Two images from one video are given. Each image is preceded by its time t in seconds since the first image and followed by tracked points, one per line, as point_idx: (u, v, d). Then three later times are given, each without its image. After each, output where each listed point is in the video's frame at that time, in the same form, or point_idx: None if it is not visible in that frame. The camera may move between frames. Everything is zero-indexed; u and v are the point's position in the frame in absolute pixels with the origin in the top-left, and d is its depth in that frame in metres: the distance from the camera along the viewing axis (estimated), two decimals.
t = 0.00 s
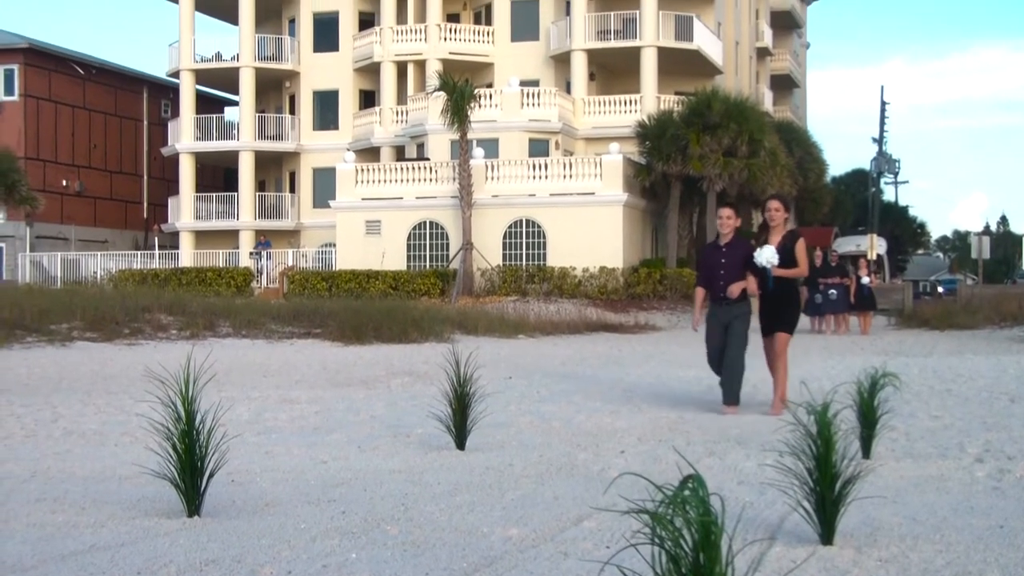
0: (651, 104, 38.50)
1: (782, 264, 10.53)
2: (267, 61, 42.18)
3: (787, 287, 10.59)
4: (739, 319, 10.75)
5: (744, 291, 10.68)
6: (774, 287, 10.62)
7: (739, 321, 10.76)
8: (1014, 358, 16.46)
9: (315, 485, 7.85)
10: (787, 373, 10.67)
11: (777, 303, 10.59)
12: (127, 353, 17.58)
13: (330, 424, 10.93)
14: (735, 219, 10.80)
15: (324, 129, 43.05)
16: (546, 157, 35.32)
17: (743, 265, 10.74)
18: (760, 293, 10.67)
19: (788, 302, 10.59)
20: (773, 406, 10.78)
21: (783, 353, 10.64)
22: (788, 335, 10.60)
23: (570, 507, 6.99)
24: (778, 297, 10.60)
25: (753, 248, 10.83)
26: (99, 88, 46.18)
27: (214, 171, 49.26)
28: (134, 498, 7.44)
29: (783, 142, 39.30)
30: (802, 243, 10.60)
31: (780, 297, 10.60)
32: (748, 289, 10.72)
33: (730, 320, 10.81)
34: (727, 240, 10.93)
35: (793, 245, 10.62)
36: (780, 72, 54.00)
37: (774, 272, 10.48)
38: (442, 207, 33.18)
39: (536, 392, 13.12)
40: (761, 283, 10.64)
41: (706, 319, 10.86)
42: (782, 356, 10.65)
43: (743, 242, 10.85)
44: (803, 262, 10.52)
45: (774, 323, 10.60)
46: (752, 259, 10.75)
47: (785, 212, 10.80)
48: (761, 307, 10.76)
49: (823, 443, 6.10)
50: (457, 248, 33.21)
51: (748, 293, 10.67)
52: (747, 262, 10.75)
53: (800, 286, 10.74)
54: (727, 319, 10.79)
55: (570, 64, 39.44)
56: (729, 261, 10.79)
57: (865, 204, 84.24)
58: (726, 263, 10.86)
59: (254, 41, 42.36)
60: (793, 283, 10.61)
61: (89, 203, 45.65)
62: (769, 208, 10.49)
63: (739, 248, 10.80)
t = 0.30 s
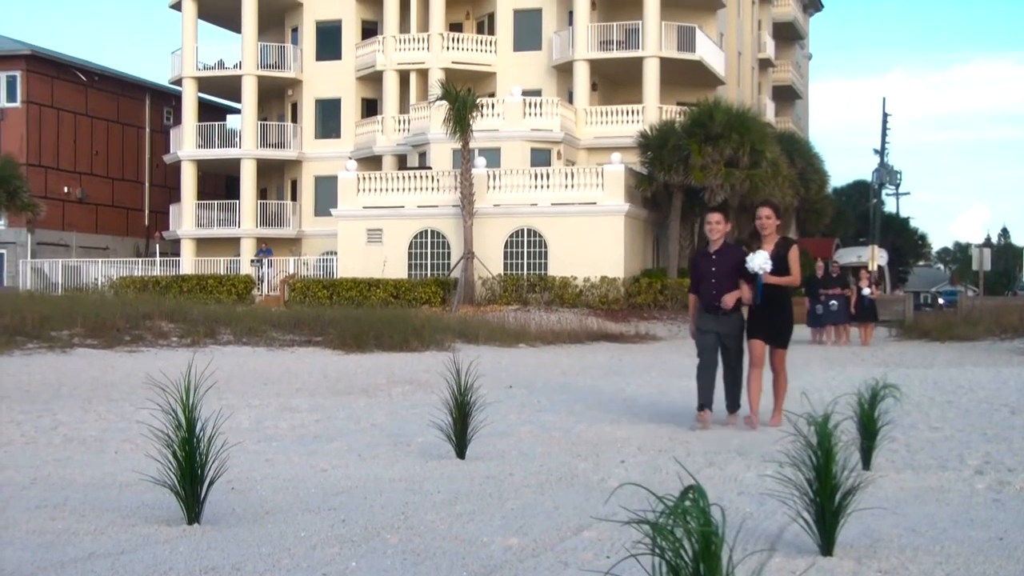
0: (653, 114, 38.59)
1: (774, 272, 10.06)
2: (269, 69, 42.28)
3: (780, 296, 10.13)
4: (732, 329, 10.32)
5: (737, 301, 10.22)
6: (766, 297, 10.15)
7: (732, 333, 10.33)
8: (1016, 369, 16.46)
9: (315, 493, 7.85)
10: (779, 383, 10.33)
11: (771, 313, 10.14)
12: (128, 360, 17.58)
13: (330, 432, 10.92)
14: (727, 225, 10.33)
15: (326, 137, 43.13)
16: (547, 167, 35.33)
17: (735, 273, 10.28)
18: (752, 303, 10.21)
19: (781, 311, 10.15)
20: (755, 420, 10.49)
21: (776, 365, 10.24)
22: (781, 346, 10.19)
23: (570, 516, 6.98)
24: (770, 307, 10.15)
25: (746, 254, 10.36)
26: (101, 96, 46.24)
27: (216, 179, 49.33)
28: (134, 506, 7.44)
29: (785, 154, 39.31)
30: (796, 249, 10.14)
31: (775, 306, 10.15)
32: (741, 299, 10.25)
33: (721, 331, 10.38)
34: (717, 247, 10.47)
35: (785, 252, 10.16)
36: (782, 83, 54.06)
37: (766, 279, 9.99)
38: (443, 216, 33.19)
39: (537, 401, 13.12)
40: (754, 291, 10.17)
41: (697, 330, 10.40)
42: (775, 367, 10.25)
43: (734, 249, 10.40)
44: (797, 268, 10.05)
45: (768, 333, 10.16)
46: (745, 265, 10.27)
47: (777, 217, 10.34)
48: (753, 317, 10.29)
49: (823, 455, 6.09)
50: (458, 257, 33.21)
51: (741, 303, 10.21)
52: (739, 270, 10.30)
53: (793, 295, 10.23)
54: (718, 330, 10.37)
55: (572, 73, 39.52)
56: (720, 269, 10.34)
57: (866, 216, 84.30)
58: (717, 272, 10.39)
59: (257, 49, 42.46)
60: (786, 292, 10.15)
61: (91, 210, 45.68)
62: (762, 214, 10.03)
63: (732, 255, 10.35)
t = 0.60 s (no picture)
0: (654, 111, 38.57)
1: (768, 266, 9.79)
2: (271, 67, 42.28)
3: (773, 289, 9.85)
4: (722, 324, 10.02)
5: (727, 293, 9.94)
6: (760, 293, 9.84)
7: (722, 326, 10.02)
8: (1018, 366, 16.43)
9: (318, 490, 7.85)
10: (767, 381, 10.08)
11: (763, 307, 9.83)
12: (131, 357, 17.61)
13: (333, 429, 10.94)
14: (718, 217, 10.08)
15: (327, 135, 43.12)
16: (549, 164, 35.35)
17: (726, 265, 10.01)
18: (743, 297, 9.91)
19: (775, 305, 9.84)
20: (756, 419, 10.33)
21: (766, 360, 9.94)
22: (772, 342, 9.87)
23: (574, 512, 6.99)
24: (764, 302, 9.84)
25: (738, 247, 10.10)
26: (103, 93, 46.26)
27: (218, 177, 49.35)
28: (137, 502, 7.44)
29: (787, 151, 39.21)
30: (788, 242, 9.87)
31: (767, 301, 9.84)
32: (732, 291, 9.96)
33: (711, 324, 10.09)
34: (708, 239, 10.20)
35: (777, 244, 9.90)
36: (785, 79, 54.01)
37: (760, 276, 9.70)
38: (445, 213, 33.19)
39: (539, 398, 13.13)
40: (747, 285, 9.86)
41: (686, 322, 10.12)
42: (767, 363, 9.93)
43: (725, 241, 10.13)
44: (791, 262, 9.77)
45: (760, 328, 9.85)
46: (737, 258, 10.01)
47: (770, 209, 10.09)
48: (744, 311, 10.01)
49: (826, 450, 6.10)
50: (460, 255, 33.21)
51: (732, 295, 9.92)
52: (730, 262, 10.02)
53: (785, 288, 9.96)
54: (708, 323, 10.07)
55: (573, 71, 39.51)
56: (711, 261, 10.07)
57: (868, 212, 84.24)
58: (708, 264, 10.12)
59: (259, 47, 42.46)
60: (778, 286, 9.87)
61: (92, 208, 45.69)
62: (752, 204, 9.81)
63: (724, 247, 10.08)
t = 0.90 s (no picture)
0: (666, 98, 38.43)
1: (774, 258, 9.44)
2: (282, 57, 42.28)
3: (780, 283, 9.48)
4: (727, 318, 9.64)
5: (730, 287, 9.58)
6: (765, 286, 9.49)
7: (727, 319, 9.63)
8: None
9: (335, 480, 7.87)
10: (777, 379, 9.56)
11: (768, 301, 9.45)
12: (146, 348, 17.68)
13: (348, 418, 10.94)
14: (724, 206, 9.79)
15: (338, 125, 43.12)
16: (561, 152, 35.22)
17: (731, 258, 9.69)
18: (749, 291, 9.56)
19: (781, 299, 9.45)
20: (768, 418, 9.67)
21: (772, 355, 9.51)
22: (780, 336, 9.46)
23: (590, 499, 6.99)
24: (769, 295, 9.47)
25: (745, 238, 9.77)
26: (116, 86, 46.34)
27: (231, 168, 49.44)
28: (155, 492, 7.47)
29: (799, 136, 39.05)
30: (797, 233, 9.53)
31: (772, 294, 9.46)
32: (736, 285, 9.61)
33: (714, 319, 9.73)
34: (715, 229, 9.88)
35: (785, 236, 9.55)
36: (797, 64, 53.78)
37: (765, 267, 9.39)
38: (458, 202, 33.18)
39: (553, 386, 13.13)
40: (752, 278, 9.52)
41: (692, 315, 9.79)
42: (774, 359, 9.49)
43: (733, 233, 9.81)
44: (799, 254, 9.41)
45: (764, 322, 9.46)
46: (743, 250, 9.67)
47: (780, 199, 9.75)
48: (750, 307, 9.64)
49: (843, 436, 6.08)
50: (473, 243, 33.21)
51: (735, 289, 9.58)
52: (736, 254, 9.69)
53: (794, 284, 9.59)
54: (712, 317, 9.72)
55: (585, 58, 39.42)
56: (716, 253, 9.75)
57: (882, 197, 84.00)
58: (714, 255, 9.80)
59: (270, 38, 42.47)
60: (786, 280, 9.50)
61: (106, 200, 45.83)
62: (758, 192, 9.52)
63: (731, 238, 9.76)
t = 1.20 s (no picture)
0: (688, 89, 38.28)
1: (783, 244, 9.00)
2: (304, 46, 42.33)
3: (789, 270, 9.03)
4: (733, 308, 9.36)
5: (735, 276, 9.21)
6: (771, 275, 9.06)
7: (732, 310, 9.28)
8: None
9: (352, 468, 7.89)
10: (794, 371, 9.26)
11: (777, 290, 9.05)
12: (166, 336, 17.75)
13: (366, 407, 10.96)
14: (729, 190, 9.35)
15: (359, 114, 43.18)
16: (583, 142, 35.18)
17: (736, 244, 9.30)
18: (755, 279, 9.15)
19: (791, 287, 9.03)
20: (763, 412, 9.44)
21: (790, 351, 9.11)
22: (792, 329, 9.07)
23: (607, 490, 6.98)
24: (777, 284, 9.05)
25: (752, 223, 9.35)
26: (138, 73, 46.49)
27: (252, 156, 49.57)
28: (174, 478, 7.50)
29: (821, 129, 38.86)
30: (808, 217, 9.04)
31: (782, 282, 9.04)
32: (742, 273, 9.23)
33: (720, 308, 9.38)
34: (720, 215, 9.48)
35: (796, 220, 9.07)
36: (819, 56, 53.51)
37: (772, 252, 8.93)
38: (478, 192, 33.17)
39: (571, 377, 13.12)
40: (760, 266, 9.14)
41: (693, 306, 9.44)
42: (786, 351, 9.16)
43: (739, 218, 9.40)
44: (810, 239, 8.95)
45: (773, 312, 9.07)
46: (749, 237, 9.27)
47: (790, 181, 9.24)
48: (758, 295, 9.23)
49: (862, 429, 6.05)
50: (493, 233, 33.20)
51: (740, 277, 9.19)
52: (742, 241, 9.29)
53: (805, 270, 9.14)
54: (716, 306, 9.38)
55: (606, 49, 39.32)
56: (720, 240, 9.36)
57: (903, 190, 83.65)
58: (718, 243, 9.40)
59: (291, 26, 42.52)
60: (796, 267, 9.05)
61: (127, 188, 46.01)
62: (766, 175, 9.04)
63: (737, 224, 9.36)
